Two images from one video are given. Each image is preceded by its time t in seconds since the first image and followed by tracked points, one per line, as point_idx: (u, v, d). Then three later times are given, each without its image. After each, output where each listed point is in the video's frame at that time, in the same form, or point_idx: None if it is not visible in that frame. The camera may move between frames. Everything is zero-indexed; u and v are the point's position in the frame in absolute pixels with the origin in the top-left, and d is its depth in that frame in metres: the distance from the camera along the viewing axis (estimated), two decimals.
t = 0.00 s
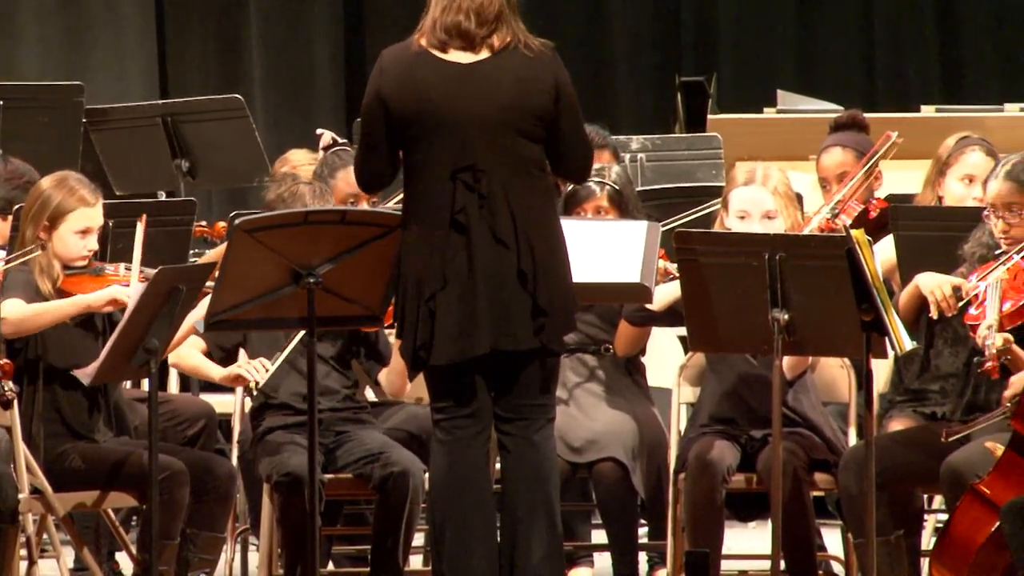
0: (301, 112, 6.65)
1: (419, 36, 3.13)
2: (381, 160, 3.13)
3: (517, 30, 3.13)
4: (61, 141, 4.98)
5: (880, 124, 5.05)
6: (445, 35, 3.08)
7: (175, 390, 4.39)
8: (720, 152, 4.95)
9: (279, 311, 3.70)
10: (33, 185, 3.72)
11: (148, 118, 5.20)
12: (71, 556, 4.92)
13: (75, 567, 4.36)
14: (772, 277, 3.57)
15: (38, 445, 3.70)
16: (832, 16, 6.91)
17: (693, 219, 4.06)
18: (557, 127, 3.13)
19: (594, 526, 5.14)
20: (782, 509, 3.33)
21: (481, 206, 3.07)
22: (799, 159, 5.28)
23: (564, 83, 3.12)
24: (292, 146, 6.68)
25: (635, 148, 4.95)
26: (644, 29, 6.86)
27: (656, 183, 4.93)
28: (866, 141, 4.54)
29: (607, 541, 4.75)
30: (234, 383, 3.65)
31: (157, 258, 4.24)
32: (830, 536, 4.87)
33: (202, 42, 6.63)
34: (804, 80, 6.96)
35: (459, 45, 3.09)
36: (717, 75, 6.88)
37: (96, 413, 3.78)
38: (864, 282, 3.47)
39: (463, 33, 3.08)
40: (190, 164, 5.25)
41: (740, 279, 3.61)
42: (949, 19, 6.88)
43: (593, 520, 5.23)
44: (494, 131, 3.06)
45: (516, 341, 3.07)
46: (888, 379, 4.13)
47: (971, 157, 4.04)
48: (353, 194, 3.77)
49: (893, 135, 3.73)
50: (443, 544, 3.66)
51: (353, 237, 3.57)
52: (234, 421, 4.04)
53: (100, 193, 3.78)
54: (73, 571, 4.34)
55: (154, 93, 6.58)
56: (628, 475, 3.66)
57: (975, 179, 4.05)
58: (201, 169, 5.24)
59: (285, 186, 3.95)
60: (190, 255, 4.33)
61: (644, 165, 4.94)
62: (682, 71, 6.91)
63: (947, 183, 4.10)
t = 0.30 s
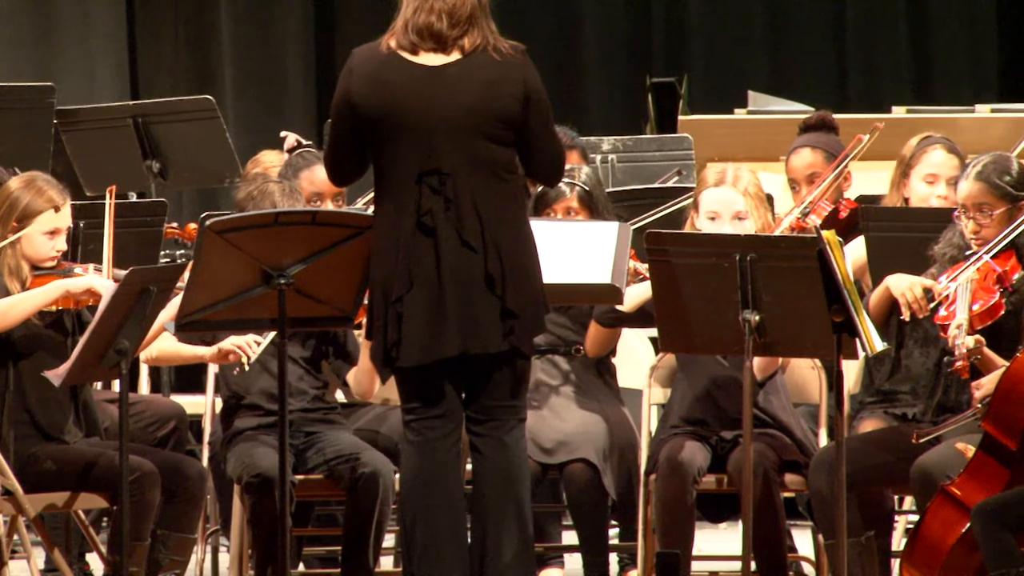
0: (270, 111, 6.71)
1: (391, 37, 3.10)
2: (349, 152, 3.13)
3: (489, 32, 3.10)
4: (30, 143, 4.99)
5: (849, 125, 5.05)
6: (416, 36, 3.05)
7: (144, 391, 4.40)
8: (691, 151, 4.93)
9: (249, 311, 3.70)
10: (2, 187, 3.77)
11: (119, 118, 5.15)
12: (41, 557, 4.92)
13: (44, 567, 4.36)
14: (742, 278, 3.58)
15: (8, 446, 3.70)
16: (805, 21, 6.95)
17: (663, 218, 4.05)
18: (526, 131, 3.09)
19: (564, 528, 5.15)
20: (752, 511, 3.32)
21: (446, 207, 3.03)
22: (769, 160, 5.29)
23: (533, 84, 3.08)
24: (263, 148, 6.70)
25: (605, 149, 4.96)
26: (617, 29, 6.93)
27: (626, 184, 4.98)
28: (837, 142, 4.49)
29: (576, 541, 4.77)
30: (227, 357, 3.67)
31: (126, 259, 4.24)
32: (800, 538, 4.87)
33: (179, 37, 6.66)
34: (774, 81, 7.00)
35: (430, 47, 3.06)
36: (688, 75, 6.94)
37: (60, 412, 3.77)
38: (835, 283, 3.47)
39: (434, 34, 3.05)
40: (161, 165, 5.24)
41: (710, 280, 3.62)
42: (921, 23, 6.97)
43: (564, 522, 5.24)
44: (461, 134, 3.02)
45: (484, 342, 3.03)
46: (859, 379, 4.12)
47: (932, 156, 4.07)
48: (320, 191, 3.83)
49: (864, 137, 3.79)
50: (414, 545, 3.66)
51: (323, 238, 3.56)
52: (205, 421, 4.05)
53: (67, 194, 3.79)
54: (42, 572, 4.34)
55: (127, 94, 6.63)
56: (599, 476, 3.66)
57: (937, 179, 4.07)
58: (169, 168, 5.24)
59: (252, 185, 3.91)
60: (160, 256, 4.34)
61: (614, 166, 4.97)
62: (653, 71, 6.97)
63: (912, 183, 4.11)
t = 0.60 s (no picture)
0: (237, 111, 6.61)
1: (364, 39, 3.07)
2: (316, 155, 3.10)
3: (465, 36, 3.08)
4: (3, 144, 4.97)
5: (823, 126, 5.03)
6: (392, 39, 3.02)
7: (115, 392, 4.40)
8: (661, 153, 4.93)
9: (221, 312, 3.69)
10: None
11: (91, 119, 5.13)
12: (13, 558, 4.91)
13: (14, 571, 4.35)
14: (713, 280, 3.57)
15: None
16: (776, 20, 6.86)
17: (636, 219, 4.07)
18: (494, 134, 3.05)
19: (538, 528, 5.14)
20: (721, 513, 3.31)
21: (411, 210, 3.00)
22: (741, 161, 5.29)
23: (502, 88, 3.04)
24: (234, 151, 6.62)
25: (576, 150, 4.99)
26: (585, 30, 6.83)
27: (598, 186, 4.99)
28: (807, 143, 4.47)
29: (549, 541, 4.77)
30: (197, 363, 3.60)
31: (98, 261, 4.23)
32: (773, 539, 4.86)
33: (143, 33, 6.52)
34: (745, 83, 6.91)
35: (406, 49, 3.03)
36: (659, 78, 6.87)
37: (37, 412, 3.78)
38: (806, 284, 3.46)
39: (412, 38, 3.02)
40: (132, 166, 5.23)
41: (681, 281, 3.62)
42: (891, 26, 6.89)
43: (538, 523, 5.24)
44: (430, 137, 2.99)
45: (445, 347, 3.01)
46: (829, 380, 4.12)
47: (890, 161, 4.23)
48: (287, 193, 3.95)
49: (836, 143, 3.71)
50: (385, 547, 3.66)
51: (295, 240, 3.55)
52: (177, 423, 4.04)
53: (42, 195, 3.79)
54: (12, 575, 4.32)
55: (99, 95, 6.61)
56: (571, 477, 3.65)
57: (896, 183, 4.24)
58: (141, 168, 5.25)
59: (217, 189, 3.92)
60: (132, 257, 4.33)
61: (585, 168, 5.00)
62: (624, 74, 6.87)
63: (874, 189, 4.29)
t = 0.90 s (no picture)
0: (210, 112, 6.66)
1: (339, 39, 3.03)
2: (290, 155, 3.05)
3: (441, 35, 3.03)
4: None
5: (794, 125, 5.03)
6: (366, 39, 2.98)
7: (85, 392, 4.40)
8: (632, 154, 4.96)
9: (190, 312, 3.68)
10: None
11: (62, 120, 5.12)
12: None
13: None
14: (683, 280, 3.57)
15: None
16: (747, 19, 6.82)
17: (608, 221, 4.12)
18: (467, 135, 3.01)
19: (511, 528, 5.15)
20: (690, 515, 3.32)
21: (382, 210, 2.96)
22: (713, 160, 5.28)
23: (476, 89, 3.00)
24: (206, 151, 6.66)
25: (545, 151, 5.01)
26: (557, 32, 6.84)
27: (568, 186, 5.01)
28: (778, 144, 4.46)
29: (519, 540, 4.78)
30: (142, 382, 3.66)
31: (70, 261, 4.22)
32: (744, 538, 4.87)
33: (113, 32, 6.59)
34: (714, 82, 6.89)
35: (380, 49, 2.98)
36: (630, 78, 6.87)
37: (7, 413, 3.77)
38: (775, 284, 3.46)
39: (387, 38, 2.98)
40: (101, 166, 5.22)
41: (652, 281, 3.62)
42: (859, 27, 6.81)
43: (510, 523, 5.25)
44: (403, 138, 2.95)
45: (418, 347, 2.96)
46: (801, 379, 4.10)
47: (860, 159, 4.26)
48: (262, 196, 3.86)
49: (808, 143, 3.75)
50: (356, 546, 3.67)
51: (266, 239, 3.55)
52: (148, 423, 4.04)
53: (14, 195, 3.78)
54: None
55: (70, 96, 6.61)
56: (541, 477, 3.65)
57: (865, 181, 4.27)
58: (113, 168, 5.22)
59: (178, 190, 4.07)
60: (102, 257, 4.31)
61: (556, 168, 5.02)
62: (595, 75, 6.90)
63: (842, 186, 4.31)
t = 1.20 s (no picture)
0: (183, 111, 6.62)
1: (332, 45, 3.06)
2: (280, 148, 3.11)
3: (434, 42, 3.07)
4: None
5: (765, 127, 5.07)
6: (358, 50, 3.01)
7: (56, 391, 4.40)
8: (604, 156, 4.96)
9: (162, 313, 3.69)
10: None
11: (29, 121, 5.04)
12: None
13: None
14: (656, 280, 3.58)
15: None
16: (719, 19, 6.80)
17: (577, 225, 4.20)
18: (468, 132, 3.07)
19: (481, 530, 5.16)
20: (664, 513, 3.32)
21: (382, 210, 3.01)
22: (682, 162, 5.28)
23: (474, 91, 3.06)
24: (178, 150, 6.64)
25: (517, 152, 5.00)
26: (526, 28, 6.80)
27: (540, 187, 4.98)
28: (750, 145, 4.46)
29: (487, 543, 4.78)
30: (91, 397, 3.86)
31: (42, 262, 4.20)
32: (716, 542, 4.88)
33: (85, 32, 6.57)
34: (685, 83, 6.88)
35: (373, 58, 3.02)
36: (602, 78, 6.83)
37: None
38: (748, 285, 3.46)
39: (379, 48, 3.01)
40: (72, 168, 5.15)
41: (623, 282, 3.63)
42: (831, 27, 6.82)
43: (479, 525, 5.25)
44: (402, 138, 3.00)
45: (415, 345, 3.01)
46: (771, 381, 4.10)
47: (836, 161, 4.29)
48: (237, 196, 3.80)
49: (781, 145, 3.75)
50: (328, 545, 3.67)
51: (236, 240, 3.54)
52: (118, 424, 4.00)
53: None
54: None
55: (37, 96, 6.56)
56: (513, 478, 3.64)
57: (840, 185, 4.29)
58: (84, 168, 5.16)
59: (145, 194, 4.28)
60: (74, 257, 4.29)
61: (528, 169, 4.98)
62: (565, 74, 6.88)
63: (818, 189, 4.33)
